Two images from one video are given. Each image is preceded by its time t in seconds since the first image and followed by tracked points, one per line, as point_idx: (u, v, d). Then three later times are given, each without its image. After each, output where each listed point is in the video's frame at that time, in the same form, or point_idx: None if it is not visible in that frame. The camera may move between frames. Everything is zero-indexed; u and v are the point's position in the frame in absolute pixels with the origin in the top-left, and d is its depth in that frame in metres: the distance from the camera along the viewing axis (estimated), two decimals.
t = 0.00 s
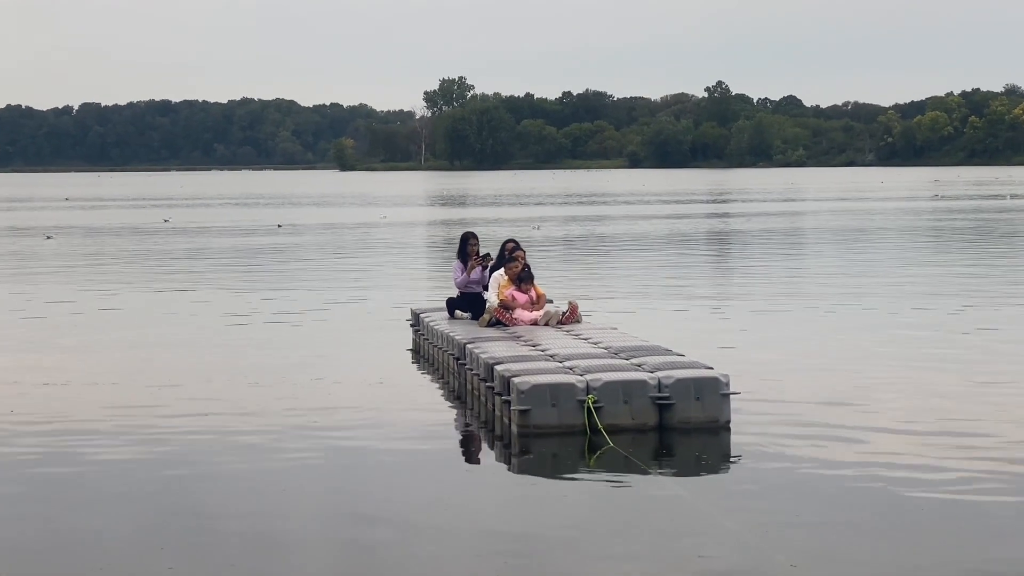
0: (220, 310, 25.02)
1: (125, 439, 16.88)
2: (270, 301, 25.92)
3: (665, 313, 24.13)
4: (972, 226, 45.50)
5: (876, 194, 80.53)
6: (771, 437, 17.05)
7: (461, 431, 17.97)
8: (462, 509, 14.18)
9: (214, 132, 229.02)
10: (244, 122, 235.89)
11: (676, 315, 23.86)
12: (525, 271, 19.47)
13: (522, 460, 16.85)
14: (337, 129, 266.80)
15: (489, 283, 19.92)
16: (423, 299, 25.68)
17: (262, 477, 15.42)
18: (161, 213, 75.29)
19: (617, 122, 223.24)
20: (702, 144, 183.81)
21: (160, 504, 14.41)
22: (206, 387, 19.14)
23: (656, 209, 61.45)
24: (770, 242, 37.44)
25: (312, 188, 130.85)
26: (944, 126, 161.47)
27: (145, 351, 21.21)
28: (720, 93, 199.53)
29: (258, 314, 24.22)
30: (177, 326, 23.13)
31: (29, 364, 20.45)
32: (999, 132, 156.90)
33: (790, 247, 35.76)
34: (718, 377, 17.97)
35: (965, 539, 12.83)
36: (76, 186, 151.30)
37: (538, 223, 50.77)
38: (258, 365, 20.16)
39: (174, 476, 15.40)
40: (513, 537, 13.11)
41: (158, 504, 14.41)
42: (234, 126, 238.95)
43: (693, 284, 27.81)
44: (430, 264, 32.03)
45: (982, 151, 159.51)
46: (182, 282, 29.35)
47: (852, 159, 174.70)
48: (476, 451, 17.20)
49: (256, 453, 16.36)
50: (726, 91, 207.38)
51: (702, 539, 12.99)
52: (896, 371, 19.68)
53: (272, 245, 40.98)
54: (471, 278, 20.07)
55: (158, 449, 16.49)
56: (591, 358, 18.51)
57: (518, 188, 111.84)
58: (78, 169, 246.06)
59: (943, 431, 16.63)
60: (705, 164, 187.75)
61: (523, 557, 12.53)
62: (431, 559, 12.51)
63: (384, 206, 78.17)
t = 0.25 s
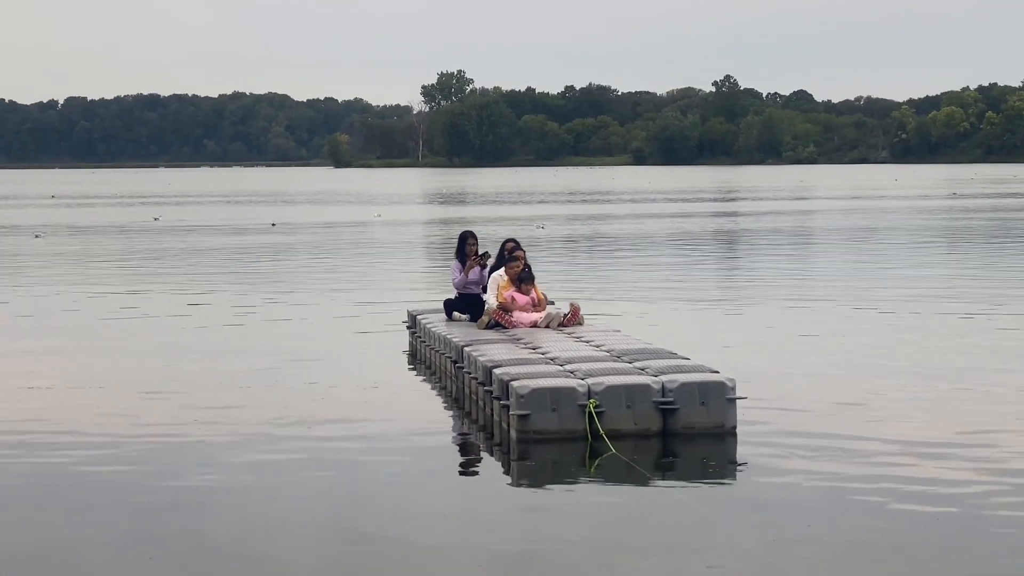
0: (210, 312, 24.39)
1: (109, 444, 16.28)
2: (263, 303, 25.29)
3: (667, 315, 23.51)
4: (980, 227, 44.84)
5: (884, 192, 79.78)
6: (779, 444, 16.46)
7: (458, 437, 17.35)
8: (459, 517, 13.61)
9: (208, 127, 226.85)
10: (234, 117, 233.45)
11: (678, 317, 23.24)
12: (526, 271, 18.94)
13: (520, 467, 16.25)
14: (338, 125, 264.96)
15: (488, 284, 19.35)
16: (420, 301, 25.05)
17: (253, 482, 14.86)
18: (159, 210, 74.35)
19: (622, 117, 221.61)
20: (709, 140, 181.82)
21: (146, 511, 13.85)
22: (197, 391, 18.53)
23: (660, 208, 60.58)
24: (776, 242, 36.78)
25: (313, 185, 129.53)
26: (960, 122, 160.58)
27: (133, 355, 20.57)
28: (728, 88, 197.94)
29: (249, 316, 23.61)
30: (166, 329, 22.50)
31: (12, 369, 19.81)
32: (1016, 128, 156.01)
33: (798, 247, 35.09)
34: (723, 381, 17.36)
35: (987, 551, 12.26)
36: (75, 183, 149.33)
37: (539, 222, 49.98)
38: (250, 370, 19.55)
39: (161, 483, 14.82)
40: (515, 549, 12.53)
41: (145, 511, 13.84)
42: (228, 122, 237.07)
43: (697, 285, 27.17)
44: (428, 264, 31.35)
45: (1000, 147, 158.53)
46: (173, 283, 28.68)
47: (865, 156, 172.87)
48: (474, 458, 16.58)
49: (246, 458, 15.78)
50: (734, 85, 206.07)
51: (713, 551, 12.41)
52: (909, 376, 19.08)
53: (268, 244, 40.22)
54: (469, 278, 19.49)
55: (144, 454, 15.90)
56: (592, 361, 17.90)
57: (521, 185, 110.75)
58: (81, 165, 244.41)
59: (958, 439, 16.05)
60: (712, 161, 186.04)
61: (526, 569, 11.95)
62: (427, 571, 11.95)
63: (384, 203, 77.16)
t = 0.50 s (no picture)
0: (198, 311, 23.49)
1: (87, 451, 15.47)
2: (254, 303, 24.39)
3: (671, 317, 22.60)
4: (995, 224, 43.71)
5: (896, 189, 78.50)
6: (791, 453, 15.60)
7: (455, 444, 16.51)
8: (453, 530, 12.83)
9: (206, 120, 223.53)
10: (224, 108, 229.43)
11: (684, 320, 22.34)
12: (526, 271, 18.07)
13: (519, 476, 15.40)
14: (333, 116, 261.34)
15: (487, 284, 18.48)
16: (416, 302, 24.12)
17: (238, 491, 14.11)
18: (155, 204, 72.82)
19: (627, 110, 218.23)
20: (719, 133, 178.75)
21: (125, 523, 13.08)
22: (183, 395, 17.69)
23: (667, 205, 59.33)
24: (787, 241, 35.76)
25: (315, 178, 127.22)
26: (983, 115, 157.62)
27: (116, 356, 19.69)
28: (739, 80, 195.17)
29: (238, 317, 22.74)
30: (152, 330, 21.62)
31: None
32: None
33: (810, 246, 34.09)
34: (733, 387, 16.49)
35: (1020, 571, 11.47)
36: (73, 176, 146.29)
37: (543, 218, 48.81)
38: (238, 373, 18.71)
39: (141, 491, 14.06)
40: (517, 565, 11.75)
41: (123, 522, 13.08)
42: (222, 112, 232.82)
43: (705, 286, 26.24)
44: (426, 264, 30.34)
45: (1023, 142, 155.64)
46: (162, 283, 27.73)
47: (882, 151, 169.62)
48: (471, 467, 15.75)
49: (231, 466, 15.00)
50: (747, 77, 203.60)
51: (726, 569, 11.62)
52: (928, 382, 18.20)
53: (264, 240, 39.15)
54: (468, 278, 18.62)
55: (124, 461, 15.10)
56: (596, 365, 17.05)
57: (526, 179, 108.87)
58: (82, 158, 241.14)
59: (981, 450, 15.20)
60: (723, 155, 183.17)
61: None
62: None
63: (384, 197, 75.57)
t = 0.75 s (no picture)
0: (187, 313, 22.78)
1: (67, 457, 14.81)
2: (246, 304, 23.68)
3: (675, 320, 21.88)
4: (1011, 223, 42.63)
5: (907, 186, 77.47)
6: (802, 461, 14.91)
7: (450, 450, 15.82)
8: (448, 543, 12.19)
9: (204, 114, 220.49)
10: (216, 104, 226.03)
11: (688, 323, 21.62)
12: (527, 271, 17.36)
13: (517, 484, 14.71)
14: (327, 112, 257.65)
15: (486, 284, 17.79)
16: (413, 304, 23.40)
17: (225, 501, 13.47)
18: (150, 201, 71.60)
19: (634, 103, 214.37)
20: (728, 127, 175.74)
21: (105, 534, 12.46)
22: (169, 400, 17.03)
23: (673, 202, 58.30)
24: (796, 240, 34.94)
25: (315, 174, 125.15)
26: (1003, 110, 154.62)
27: (102, 361, 19.00)
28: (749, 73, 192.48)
29: (228, 319, 22.04)
30: (140, 333, 20.92)
31: None
32: None
33: (821, 245, 33.29)
34: (740, 391, 15.79)
35: None
36: (71, 173, 143.78)
37: (546, 217, 47.85)
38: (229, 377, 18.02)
39: (123, 502, 13.42)
40: None
41: (104, 535, 12.45)
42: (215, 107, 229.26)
43: (712, 287, 25.49)
44: (425, 264, 29.54)
45: None
46: (152, 284, 27.00)
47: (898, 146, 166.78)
48: (468, 474, 15.06)
49: (217, 474, 14.36)
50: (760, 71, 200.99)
51: None
52: (947, 388, 17.49)
53: (261, 239, 38.31)
54: (467, 279, 17.92)
55: (105, 469, 14.45)
56: (599, 369, 16.35)
57: (529, 176, 107.26)
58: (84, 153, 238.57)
59: (1003, 458, 14.51)
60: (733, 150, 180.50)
61: None
62: None
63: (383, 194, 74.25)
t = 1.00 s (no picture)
0: (179, 314, 22.30)
1: (53, 462, 14.43)
2: (240, 305, 23.18)
3: (678, 323, 21.37)
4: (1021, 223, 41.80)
5: (915, 184, 76.37)
6: (810, 468, 14.49)
7: (448, 455, 15.40)
8: (448, 552, 11.83)
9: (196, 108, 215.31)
10: (205, 98, 218.79)
11: (691, 326, 21.12)
12: (527, 271, 16.93)
13: (515, 489, 14.29)
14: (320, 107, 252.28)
15: (486, 284, 17.36)
16: (410, 305, 22.91)
17: (215, 509, 13.11)
18: (143, 198, 70.19)
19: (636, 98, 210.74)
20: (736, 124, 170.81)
21: (92, 543, 12.10)
22: (160, 404, 16.61)
23: (677, 201, 57.20)
24: (803, 240, 34.30)
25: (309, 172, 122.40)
26: (1016, 106, 151.65)
27: (91, 364, 18.55)
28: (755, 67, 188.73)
29: (221, 320, 21.58)
30: (131, 335, 20.46)
31: None
32: None
33: (829, 245, 32.67)
34: (745, 395, 15.34)
35: None
36: (62, 170, 140.09)
37: (547, 216, 46.87)
38: (222, 381, 17.60)
39: (111, 509, 13.05)
40: None
41: (91, 543, 12.09)
42: (206, 101, 223.50)
43: (717, 288, 24.96)
44: (421, 265, 28.97)
45: None
46: (143, 284, 26.44)
47: (910, 144, 162.95)
48: (466, 480, 14.64)
49: (209, 480, 13.98)
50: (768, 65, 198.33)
51: None
52: (959, 392, 17.07)
53: (257, 238, 37.61)
54: (466, 279, 17.49)
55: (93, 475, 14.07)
56: (600, 372, 15.92)
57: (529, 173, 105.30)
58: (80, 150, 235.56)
59: (1017, 465, 14.15)
60: (740, 148, 175.95)
61: None
62: None
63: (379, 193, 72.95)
